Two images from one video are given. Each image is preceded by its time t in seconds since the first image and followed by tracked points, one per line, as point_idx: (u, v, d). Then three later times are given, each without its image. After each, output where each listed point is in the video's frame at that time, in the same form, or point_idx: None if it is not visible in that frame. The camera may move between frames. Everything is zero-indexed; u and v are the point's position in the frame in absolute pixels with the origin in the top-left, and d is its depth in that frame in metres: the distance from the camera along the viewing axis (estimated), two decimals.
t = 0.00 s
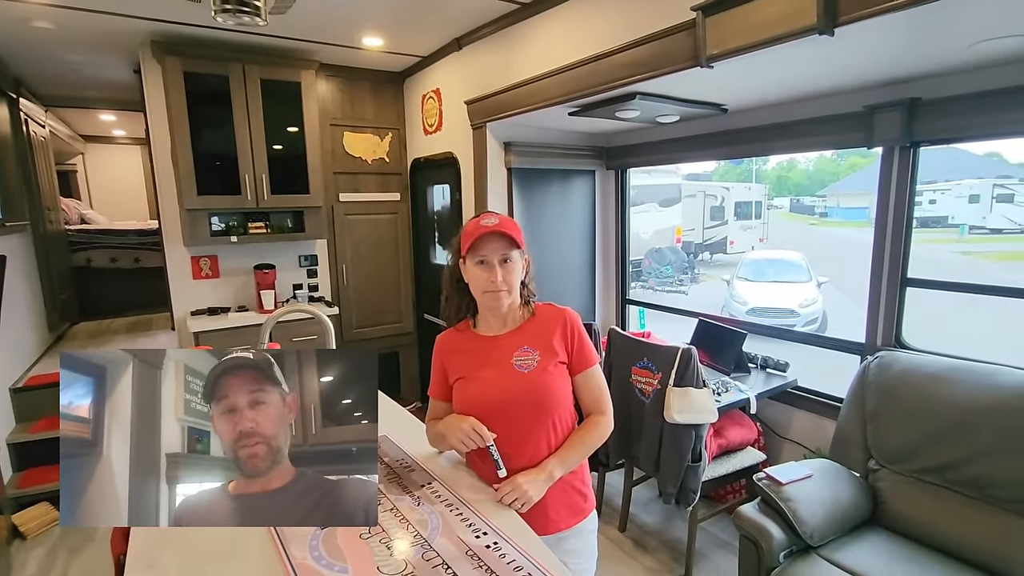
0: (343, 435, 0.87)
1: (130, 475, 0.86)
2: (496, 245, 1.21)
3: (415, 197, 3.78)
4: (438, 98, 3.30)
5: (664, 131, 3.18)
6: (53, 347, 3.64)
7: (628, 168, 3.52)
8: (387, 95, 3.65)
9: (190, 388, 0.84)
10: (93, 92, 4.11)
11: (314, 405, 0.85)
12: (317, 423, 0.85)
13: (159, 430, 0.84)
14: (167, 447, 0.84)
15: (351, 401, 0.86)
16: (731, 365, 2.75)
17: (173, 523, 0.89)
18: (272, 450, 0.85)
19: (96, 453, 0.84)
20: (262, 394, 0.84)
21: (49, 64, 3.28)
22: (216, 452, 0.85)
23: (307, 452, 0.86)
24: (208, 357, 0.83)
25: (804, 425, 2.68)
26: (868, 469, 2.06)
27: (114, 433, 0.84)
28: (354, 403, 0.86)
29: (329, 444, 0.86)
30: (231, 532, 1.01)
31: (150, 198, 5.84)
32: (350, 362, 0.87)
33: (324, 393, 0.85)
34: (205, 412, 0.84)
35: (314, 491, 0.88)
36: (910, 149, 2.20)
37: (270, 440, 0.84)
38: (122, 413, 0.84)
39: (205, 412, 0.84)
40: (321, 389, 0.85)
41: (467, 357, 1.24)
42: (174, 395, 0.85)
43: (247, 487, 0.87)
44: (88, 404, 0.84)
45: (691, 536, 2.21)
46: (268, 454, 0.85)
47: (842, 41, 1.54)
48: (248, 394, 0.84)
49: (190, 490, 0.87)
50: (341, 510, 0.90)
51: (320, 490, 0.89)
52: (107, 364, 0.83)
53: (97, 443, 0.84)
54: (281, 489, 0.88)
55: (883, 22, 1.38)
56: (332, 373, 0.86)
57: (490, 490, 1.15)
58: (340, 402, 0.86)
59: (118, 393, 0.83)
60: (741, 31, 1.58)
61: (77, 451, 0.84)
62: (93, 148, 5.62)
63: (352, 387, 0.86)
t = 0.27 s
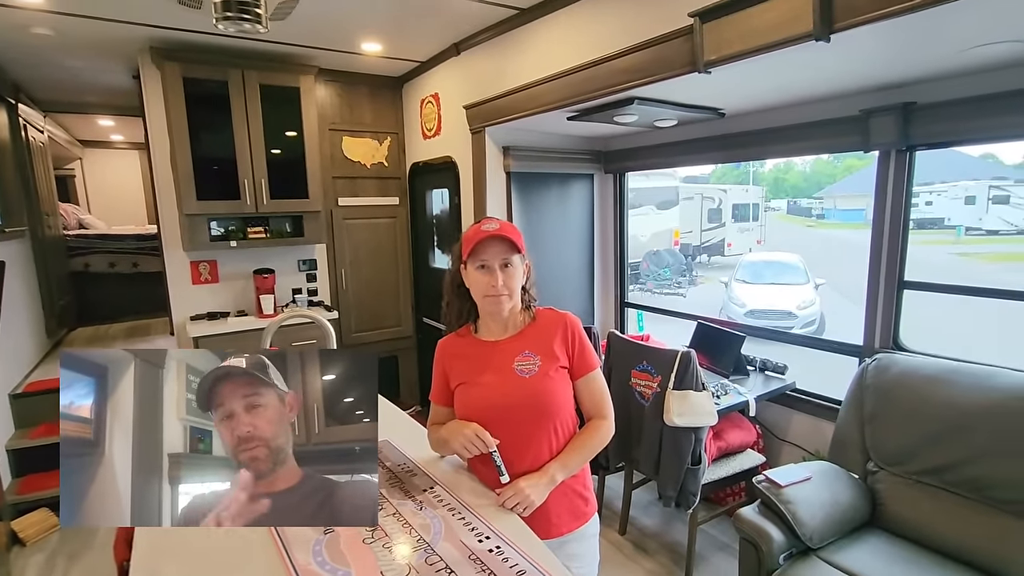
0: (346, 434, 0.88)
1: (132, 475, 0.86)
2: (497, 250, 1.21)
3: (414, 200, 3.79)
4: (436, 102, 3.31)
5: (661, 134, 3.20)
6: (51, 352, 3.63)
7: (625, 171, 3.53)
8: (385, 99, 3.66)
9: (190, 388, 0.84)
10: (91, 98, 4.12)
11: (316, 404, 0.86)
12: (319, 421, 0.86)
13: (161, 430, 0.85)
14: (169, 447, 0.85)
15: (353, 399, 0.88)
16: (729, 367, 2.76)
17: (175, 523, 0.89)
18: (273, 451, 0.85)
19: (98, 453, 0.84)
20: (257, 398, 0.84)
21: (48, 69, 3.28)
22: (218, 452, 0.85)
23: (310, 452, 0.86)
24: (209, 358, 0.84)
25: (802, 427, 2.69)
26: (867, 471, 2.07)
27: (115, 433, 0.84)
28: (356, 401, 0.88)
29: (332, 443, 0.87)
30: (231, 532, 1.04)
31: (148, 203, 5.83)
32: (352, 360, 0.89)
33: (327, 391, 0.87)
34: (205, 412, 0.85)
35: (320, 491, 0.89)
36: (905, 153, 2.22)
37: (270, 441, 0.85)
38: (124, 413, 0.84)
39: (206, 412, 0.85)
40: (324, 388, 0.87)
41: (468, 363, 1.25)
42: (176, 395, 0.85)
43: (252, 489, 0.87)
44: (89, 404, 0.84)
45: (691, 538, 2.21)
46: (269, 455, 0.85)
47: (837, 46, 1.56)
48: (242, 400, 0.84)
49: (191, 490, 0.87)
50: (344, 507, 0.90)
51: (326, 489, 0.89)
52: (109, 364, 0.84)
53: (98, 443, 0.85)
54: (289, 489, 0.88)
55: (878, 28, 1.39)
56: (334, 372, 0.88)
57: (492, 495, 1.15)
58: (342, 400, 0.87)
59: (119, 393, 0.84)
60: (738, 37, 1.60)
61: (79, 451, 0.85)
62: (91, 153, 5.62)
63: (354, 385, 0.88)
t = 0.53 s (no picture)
0: (346, 432, 0.89)
1: (131, 473, 0.88)
2: (501, 256, 1.23)
3: (417, 205, 3.81)
4: (438, 108, 3.34)
5: (663, 138, 3.21)
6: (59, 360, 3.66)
7: (628, 175, 3.54)
8: (388, 106, 3.69)
9: (188, 385, 0.85)
10: (97, 107, 4.16)
11: (314, 401, 0.87)
12: (318, 419, 0.87)
13: (159, 428, 0.86)
14: (167, 446, 0.87)
15: (351, 396, 0.88)
16: (733, 370, 2.77)
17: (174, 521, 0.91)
18: (275, 450, 0.87)
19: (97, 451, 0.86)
20: (254, 399, 0.86)
21: (56, 80, 3.32)
22: (217, 451, 0.87)
23: (310, 449, 0.88)
24: (208, 357, 0.84)
25: (807, 428, 2.69)
26: (872, 472, 2.06)
27: (112, 431, 0.86)
28: (355, 399, 0.88)
29: (331, 440, 0.88)
30: (238, 531, 1.07)
31: (154, 210, 5.88)
32: (351, 358, 0.88)
33: (325, 388, 0.87)
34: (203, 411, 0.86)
35: (322, 491, 0.91)
36: (906, 155, 2.23)
37: (272, 441, 0.87)
38: (121, 412, 0.85)
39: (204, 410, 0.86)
40: (322, 385, 0.87)
41: (473, 367, 1.26)
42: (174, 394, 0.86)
43: (257, 489, 0.89)
44: (85, 403, 0.85)
45: (697, 541, 2.22)
46: (271, 454, 0.87)
47: (836, 51, 1.57)
48: (241, 402, 0.86)
49: (190, 487, 0.89)
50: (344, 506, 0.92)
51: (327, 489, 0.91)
52: (105, 363, 0.84)
53: (97, 441, 0.86)
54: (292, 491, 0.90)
55: (876, 33, 1.41)
56: (332, 369, 0.87)
57: (498, 498, 1.16)
58: (339, 397, 0.87)
59: (116, 392, 0.85)
60: (737, 42, 1.62)
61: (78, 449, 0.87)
62: (97, 162, 5.66)
63: (354, 382, 0.88)
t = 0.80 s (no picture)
0: (345, 429, 0.89)
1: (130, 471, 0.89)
2: (509, 262, 1.24)
3: (424, 211, 3.84)
4: (445, 115, 3.37)
5: (669, 143, 3.22)
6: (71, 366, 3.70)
7: (634, 180, 3.55)
8: (395, 112, 3.72)
9: (186, 383, 0.87)
10: (110, 116, 4.22)
11: (314, 398, 0.87)
12: (318, 418, 0.88)
13: (158, 426, 0.88)
14: (166, 444, 0.89)
15: (348, 394, 0.88)
16: (741, 374, 2.76)
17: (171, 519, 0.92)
18: (277, 446, 0.88)
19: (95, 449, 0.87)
20: (263, 393, 0.87)
21: (69, 90, 3.38)
22: (215, 448, 0.89)
23: (307, 446, 0.88)
24: (208, 356, 0.87)
25: (816, 433, 2.68)
26: (882, 477, 2.05)
27: (109, 430, 0.87)
28: (352, 396, 0.88)
29: (329, 438, 0.89)
30: (247, 533, 1.09)
31: (164, 217, 5.94)
32: (349, 355, 0.88)
33: (323, 385, 0.87)
34: (202, 408, 0.88)
35: (319, 489, 0.91)
36: (913, 158, 2.22)
37: (275, 436, 0.87)
38: (119, 410, 0.87)
39: (202, 408, 0.88)
40: (320, 382, 0.87)
41: (482, 372, 1.27)
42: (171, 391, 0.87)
43: (258, 488, 0.91)
44: (82, 400, 0.86)
45: (705, 545, 2.22)
46: (274, 449, 0.88)
47: (842, 56, 1.58)
48: (249, 394, 0.87)
49: (189, 485, 0.91)
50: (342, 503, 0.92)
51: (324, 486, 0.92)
52: (101, 361, 0.85)
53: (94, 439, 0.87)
54: (290, 487, 0.91)
55: (882, 37, 1.41)
56: (330, 366, 0.87)
57: (507, 502, 1.17)
58: (337, 395, 0.87)
59: (113, 390, 0.86)
60: (743, 48, 1.63)
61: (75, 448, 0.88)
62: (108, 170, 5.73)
63: (352, 378, 0.88)
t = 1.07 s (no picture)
0: (343, 425, 0.89)
1: (128, 469, 0.89)
2: (512, 263, 1.23)
3: (428, 215, 3.84)
4: (449, 120, 3.38)
5: (673, 146, 3.21)
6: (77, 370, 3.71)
7: (638, 183, 3.55)
8: (399, 117, 3.74)
9: (185, 378, 0.87)
10: (117, 122, 4.25)
11: (313, 394, 0.87)
12: (315, 414, 0.88)
13: (155, 423, 0.88)
14: (163, 440, 0.88)
15: (345, 390, 0.88)
16: (747, 378, 2.74)
17: (170, 518, 0.92)
18: (281, 434, 0.88)
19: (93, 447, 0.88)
20: (274, 378, 0.86)
21: (77, 96, 3.41)
22: (213, 443, 0.88)
23: (305, 442, 0.88)
24: (207, 353, 0.87)
25: (823, 437, 2.65)
26: (891, 481, 2.02)
27: (106, 427, 0.87)
28: (349, 393, 0.88)
29: (326, 434, 0.89)
30: (248, 534, 1.08)
31: (170, 222, 5.97)
32: (346, 352, 0.88)
33: (321, 380, 0.87)
34: (201, 403, 0.88)
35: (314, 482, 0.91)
36: (919, 159, 2.21)
37: (280, 423, 0.87)
38: (116, 406, 0.87)
39: (202, 403, 0.88)
40: (318, 377, 0.87)
41: (485, 374, 1.26)
42: (169, 388, 0.88)
43: (251, 479, 0.90)
44: (78, 397, 0.87)
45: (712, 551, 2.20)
46: (277, 436, 0.87)
47: (846, 56, 1.57)
48: (262, 376, 0.87)
49: (187, 482, 0.91)
50: (341, 500, 0.92)
51: (319, 479, 0.91)
52: (99, 358, 0.87)
53: (91, 437, 0.88)
54: (285, 479, 0.91)
55: (887, 37, 1.40)
56: (327, 362, 0.87)
57: (510, 505, 1.16)
58: (335, 391, 0.87)
59: (110, 386, 0.87)
60: (747, 50, 1.62)
61: (73, 446, 0.88)
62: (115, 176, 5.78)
63: (349, 375, 0.88)
